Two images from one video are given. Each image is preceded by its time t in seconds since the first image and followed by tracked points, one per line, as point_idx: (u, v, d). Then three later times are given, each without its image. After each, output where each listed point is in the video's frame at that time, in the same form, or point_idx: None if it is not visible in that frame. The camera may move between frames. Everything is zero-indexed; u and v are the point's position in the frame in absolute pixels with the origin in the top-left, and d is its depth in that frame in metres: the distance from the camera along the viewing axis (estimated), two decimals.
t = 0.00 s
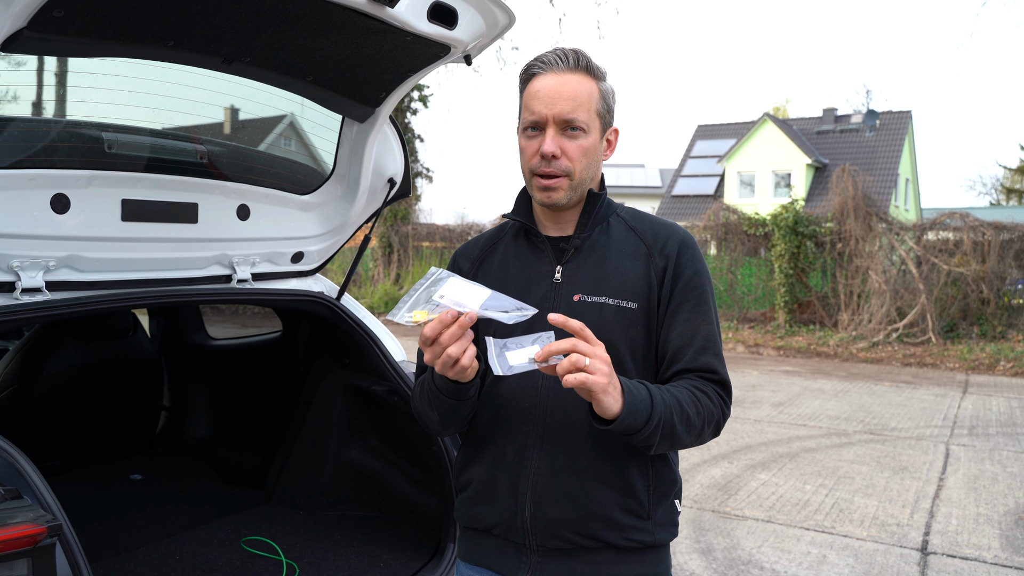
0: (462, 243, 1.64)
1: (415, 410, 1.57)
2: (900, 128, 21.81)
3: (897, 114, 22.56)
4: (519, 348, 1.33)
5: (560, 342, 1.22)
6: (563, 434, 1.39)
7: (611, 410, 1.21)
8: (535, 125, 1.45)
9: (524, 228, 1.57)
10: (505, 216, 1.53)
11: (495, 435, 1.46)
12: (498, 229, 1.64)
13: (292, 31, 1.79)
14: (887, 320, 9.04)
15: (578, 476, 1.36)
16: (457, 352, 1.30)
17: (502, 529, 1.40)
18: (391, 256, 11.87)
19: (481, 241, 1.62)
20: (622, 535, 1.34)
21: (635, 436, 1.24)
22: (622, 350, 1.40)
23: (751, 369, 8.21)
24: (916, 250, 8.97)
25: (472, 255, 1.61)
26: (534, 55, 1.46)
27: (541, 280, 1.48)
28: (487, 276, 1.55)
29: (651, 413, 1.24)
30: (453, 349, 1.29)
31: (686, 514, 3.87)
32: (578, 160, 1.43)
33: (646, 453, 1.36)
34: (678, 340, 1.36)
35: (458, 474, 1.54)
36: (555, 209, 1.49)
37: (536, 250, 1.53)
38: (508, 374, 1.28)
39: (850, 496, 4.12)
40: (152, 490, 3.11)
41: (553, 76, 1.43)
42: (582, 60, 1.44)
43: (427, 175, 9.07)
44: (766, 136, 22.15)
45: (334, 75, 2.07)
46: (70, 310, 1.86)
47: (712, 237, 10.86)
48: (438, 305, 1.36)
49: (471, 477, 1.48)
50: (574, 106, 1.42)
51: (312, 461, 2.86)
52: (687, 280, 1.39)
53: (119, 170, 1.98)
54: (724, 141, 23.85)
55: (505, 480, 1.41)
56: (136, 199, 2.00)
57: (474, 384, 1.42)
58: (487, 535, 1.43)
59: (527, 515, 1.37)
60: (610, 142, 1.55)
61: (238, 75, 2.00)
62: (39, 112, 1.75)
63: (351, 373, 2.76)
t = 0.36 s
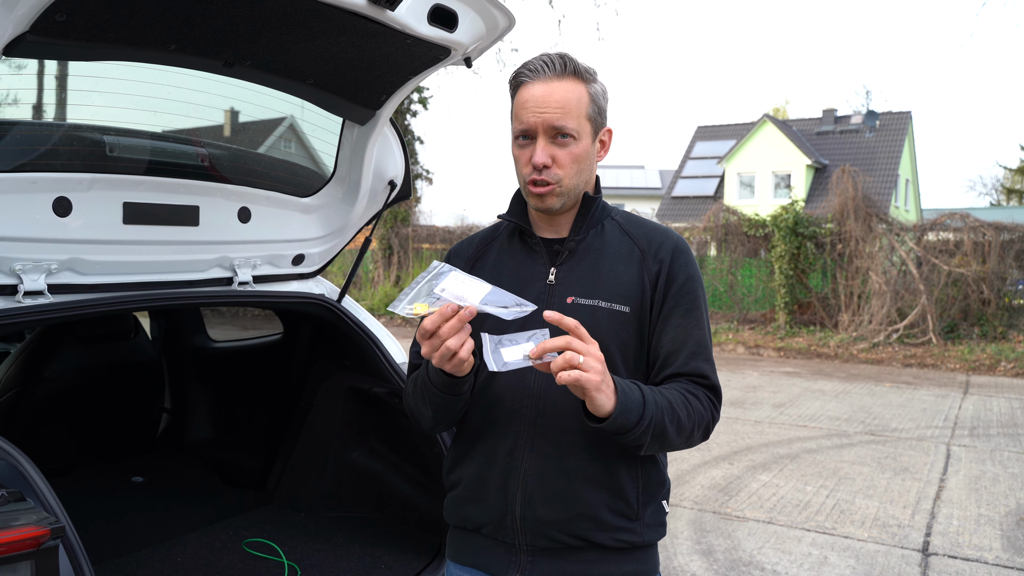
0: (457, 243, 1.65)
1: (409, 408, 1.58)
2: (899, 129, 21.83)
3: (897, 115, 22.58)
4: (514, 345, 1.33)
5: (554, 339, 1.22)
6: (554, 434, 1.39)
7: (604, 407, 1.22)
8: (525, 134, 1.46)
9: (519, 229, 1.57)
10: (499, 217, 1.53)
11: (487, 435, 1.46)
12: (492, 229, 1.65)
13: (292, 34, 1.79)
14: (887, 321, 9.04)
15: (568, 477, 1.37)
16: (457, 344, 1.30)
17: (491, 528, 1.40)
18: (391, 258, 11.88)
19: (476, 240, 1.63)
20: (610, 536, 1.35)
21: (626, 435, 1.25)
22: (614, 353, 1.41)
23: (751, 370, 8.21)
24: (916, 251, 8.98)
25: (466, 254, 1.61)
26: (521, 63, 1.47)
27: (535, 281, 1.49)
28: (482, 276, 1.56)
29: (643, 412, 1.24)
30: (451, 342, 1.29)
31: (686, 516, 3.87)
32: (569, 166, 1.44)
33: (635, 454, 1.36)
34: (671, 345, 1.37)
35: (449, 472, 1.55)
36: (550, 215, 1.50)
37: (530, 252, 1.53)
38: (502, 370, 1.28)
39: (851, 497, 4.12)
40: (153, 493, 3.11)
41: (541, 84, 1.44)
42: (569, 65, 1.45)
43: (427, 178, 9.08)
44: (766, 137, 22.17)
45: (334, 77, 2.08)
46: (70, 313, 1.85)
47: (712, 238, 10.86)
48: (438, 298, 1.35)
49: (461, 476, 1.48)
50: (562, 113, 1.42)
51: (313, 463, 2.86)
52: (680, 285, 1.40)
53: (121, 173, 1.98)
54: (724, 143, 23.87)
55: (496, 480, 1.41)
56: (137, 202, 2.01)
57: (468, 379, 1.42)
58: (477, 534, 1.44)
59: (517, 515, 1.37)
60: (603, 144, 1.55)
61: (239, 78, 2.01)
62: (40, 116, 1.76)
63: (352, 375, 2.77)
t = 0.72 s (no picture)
0: (450, 240, 1.64)
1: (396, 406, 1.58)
2: (897, 129, 21.86)
3: (896, 116, 22.60)
4: (508, 351, 1.33)
5: (549, 347, 1.23)
6: (542, 435, 1.39)
7: (598, 415, 1.22)
8: (517, 137, 1.46)
9: (513, 230, 1.58)
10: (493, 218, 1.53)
11: (475, 434, 1.47)
12: (486, 227, 1.65)
13: (293, 35, 1.80)
14: (886, 321, 9.05)
15: (556, 478, 1.37)
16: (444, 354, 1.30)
17: (478, 527, 1.41)
18: (391, 259, 11.88)
19: (469, 239, 1.63)
20: (596, 536, 1.36)
21: (617, 443, 1.25)
22: (604, 356, 1.41)
23: (750, 371, 8.21)
24: (915, 251, 9.00)
25: (460, 252, 1.61)
26: (513, 66, 1.46)
27: (528, 283, 1.49)
28: (476, 275, 1.56)
29: (635, 420, 1.25)
30: (443, 348, 1.30)
31: (686, 516, 3.87)
32: (562, 171, 1.44)
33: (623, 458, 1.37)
34: (660, 351, 1.38)
35: (435, 471, 1.54)
36: (543, 219, 1.50)
37: (525, 253, 1.54)
38: (497, 377, 1.28)
39: (850, 497, 4.12)
40: (154, 494, 3.11)
41: (533, 88, 1.44)
42: (561, 68, 1.44)
43: (426, 179, 9.09)
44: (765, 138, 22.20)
45: (335, 78, 2.08)
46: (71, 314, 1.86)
47: (711, 239, 10.87)
48: (430, 303, 1.36)
49: (448, 475, 1.48)
50: (554, 117, 1.42)
51: (312, 464, 2.86)
52: (673, 291, 1.41)
53: (121, 174, 1.99)
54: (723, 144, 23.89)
55: (483, 479, 1.42)
56: (137, 203, 2.02)
57: (458, 383, 1.42)
58: (462, 533, 1.44)
59: (504, 514, 1.37)
60: (597, 147, 1.56)
61: (238, 79, 2.01)
62: (38, 117, 1.76)
63: (352, 376, 2.77)
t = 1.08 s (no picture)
0: (444, 242, 1.64)
1: (391, 407, 1.58)
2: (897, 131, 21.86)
3: (896, 117, 22.61)
4: (506, 349, 1.34)
5: (547, 344, 1.23)
6: (540, 438, 1.40)
7: (597, 412, 1.23)
8: (519, 139, 1.46)
9: (509, 231, 1.58)
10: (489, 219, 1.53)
11: (472, 437, 1.47)
12: (482, 229, 1.65)
13: (294, 37, 1.80)
14: (886, 323, 9.05)
15: (553, 481, 1.38)
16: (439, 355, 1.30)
17: (475, 530, 1.41)
18: (391, 260, 11.89)
19: (465, 240, 1.63)
20: (593, 540, 1.36)
21: (616, 440, 1.25)
22: (601, 358, 1.42)
23: (750, 373, 8.22)
24: (915, 253, 9.00)
25: (455, 253, 1.61)
26: (515, 67, 1.46)
27: (525, 285, 1.49)
28: (471, 277, 1.56)
29: (634, 417, 1.25)
30: (438, 351, 1.30)
31: (686, 518, 3.87)
32: (563, 174, 1.45)
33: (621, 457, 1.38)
34: (657, 352, 1.38)
35: (432, 474, 1.54)
36: (541, 220, 1.51)
37: (520, 255, 1.54)
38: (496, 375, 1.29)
39: (850, 499, 4.13)
40: (154, 495, 3.12)
41: (535, 90, 1.44)
42: (564, 71, 1.44)
43: (427, 180, 9.09)
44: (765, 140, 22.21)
45: (336, 80, 2.09)
46: (72, 315, 1.86)
47: (711, 241, 10.86)
48: (425, 305, 1.36)
49: (444, 478, 1.48)
50: (557, 121, 1.42)
51: (312, 464, 2.87)
52: (669, 293, 1.41)
53: (122, 175, 1.99)
54: (723, 145, 23.91)
55: (481, 483, 1.42)
56: (138, 204, 2.02)
57: (453, 383, 1.43)
58: (459, 536, 1.44)
59: (502, 518, 1.37)
60: (596, 149, 1.56)
61: (239, 81, 2.02)
62: (39, 119, 1.77)
63: (352, 378, 2.77)
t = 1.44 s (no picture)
0: (448, 244, 1.65)
1: (398, 412, 1.57)
2: (898, 131, 21.84)
3: (897, 117, 22.59)
4: (508, 353, 1.34)
5: (550, 347, 1.23)
6: (547, 439, 1.39)
7: (603, 414, 1.22)
8: (524, 137, 1.45)
9: (512, 232, 1.58)
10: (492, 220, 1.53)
11: (479, 439, 1.46)
12: (485, 229, 1.65)
13: (294, 37, 1.80)
14: (888, 323, 9.04)
15: (562, 482, 1.37)
16: (445, 359, 1.30)
17: (483, 533, 1.41)
18: (392, 260, 11.89)
19: (468, 241, 1.63)
20: (604, 540, 1.36)
21: (623, 442, 1.25)
22: (608, 356, 1.41)
23: (751, 373, 8.21)
24: (916, 253, 9.00)
25: (459, 255, 1.61)
26: (519, 65, 1.45)
27: (529, 285, 1.49)
28: (475, 278, 1.56)
29: (640, 418, 1.24)
30: (444, 355, 1.30)
31: (686, 518, 3.87)
32: (569, 173, 1.45)
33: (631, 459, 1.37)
34: (663, 349, 1.38)
35: (440, 477, 1.54)
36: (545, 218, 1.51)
37: (524, 255, 1.54)
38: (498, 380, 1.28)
39: (850, 499, 4.12)
40: (154, 494, 3.12)
41: (541, 88, 1.43)
42: (569, 69, 1.44)
43: (427, 180, 9.09)
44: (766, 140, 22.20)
45: (336, 79, 2.08)
46: (71, 314, 1.86)
47: (712, 241, 10.86)
48: (430, 309, 1.36)
49: (453, 480, 1.48)
50: (564, 119, 1.42)
51: (313, 464, 2.87)
52: (674, 289, 1.41)
53: (122, 175, 1.99)
54: (724, 145, 23.90)
55: (488, 484, 1.42)
56: (137, 204, 2.02)
57: (460, 389, 1.43)
58: (468, 538, 1.44)
59: (510, 520, 1.37)
60: (599, 147, 1.56)
61: (239, 80, 2.02)
62: (40, 118, 1.77)
63: (352, 377, 2.77)
